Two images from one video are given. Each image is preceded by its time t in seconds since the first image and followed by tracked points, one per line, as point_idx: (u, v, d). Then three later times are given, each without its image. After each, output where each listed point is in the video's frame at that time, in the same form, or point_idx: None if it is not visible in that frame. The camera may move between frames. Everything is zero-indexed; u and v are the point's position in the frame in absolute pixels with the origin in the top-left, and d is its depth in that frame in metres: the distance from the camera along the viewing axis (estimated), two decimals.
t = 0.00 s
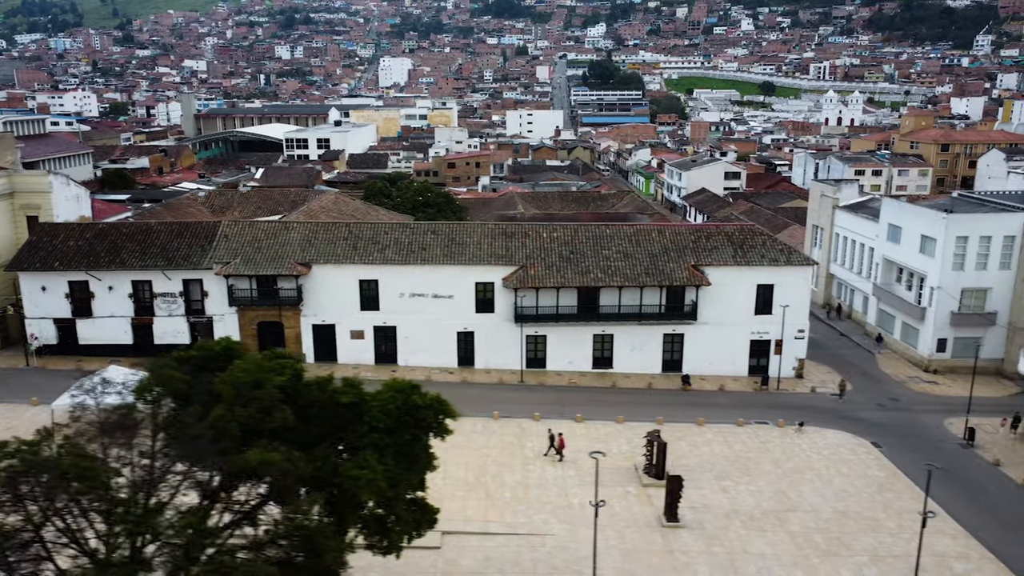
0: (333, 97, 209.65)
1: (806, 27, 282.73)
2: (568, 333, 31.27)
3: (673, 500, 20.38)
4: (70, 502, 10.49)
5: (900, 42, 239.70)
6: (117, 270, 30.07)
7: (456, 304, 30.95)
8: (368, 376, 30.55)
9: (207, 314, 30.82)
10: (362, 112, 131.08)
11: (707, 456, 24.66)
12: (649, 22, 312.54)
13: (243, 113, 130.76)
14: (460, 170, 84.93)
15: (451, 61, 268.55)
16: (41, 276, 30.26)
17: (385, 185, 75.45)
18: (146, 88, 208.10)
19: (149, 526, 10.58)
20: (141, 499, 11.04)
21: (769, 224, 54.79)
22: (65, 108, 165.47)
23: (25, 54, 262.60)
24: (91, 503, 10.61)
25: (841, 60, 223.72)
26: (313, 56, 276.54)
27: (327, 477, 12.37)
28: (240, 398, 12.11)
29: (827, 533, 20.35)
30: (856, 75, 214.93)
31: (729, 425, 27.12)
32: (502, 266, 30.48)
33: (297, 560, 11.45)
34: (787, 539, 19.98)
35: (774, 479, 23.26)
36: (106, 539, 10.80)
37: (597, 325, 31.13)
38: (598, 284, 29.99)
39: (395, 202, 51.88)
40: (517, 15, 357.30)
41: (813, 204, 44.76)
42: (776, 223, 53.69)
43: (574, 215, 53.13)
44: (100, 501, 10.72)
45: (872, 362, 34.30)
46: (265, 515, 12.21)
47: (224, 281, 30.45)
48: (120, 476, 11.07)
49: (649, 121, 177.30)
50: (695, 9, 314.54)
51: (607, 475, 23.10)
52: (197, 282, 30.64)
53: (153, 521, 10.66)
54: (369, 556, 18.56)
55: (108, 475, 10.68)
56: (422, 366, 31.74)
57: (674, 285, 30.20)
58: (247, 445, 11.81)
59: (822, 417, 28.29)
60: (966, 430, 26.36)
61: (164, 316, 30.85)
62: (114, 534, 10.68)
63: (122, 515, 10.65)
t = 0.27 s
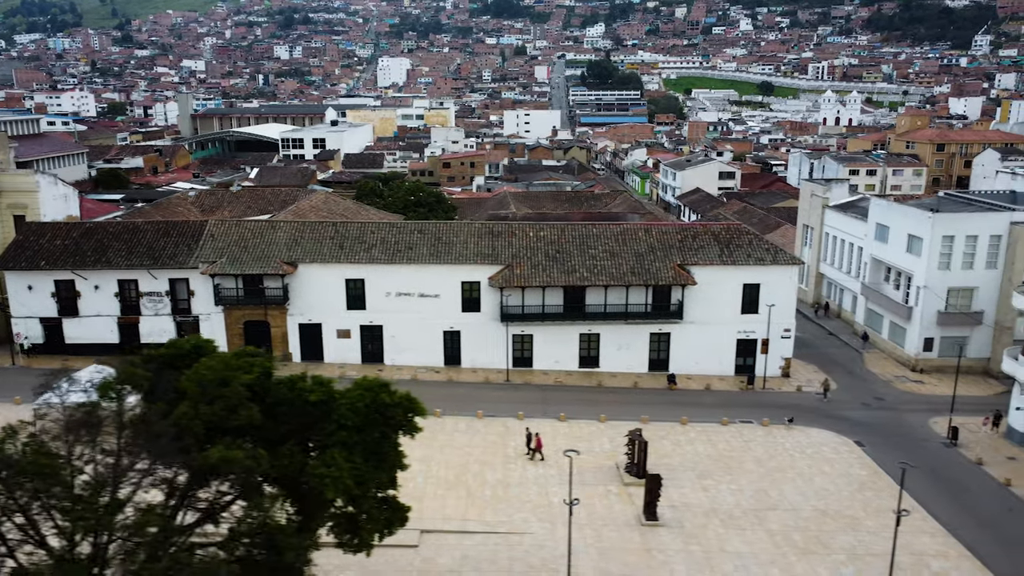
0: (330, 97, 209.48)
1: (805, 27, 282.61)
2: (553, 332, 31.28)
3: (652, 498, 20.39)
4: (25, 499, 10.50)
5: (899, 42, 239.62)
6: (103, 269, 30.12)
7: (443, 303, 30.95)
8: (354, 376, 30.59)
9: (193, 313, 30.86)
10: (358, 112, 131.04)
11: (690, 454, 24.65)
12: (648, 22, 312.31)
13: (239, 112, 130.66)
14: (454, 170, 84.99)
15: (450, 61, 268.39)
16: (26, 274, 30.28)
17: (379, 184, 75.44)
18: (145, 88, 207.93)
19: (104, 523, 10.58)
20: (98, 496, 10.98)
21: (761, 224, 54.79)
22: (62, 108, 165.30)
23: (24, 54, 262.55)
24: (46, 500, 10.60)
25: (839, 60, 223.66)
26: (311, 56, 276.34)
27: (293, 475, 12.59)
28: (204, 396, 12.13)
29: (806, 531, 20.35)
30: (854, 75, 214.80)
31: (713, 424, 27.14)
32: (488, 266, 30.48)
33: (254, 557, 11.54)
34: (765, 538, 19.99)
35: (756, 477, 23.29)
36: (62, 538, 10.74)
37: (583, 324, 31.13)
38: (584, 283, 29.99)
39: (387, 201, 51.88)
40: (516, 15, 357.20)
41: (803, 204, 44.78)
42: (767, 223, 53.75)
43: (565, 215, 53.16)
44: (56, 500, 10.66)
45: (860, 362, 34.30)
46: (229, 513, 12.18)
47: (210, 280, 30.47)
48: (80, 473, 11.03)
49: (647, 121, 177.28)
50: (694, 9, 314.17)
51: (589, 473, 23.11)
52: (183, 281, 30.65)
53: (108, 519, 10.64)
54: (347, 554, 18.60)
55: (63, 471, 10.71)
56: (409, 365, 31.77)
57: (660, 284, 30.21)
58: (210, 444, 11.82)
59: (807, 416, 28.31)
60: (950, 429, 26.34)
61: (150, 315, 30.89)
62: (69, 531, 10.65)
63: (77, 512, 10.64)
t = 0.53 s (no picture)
0: (328, 97, 209.29)
1: (803, 27, 282.48)
2: (539, 331, 31.29)
3: (631, 497, 20.40)
4: None
5: (897, 41, 239.55)
6: (89, 268, 30.16)
7: (429, 302, 30.97)
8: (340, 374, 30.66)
9: (179, 312, 30.89)
10: (355, 112, 130.97)
11: (671, 453, 24.68)
12: (647, 22, 312.00)
13: (235, 112, 130.56)
14: (449, 169, 85.02)
15: (448, 61, 268.20)
16: (12, 273, 30.32)
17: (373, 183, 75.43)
18: (143, 88, 207.60)
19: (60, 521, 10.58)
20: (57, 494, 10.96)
21: (753, 224, 54.79)
22: (59, 108, 165.14)
23: (23, 54, 262.37)
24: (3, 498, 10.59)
25: (838, 60, 223.53)
26: (310, 56, 276.06)
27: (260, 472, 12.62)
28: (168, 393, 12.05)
29: (783, 530, 20.37)
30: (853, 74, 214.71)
31: (697, 423, 27.18)
32: (474, 265, 30.51)
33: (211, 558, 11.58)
34: (743, 536, 20.01)
35: (737, 476, 23.31)
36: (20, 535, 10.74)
37: (569, 322, 31.16)
38: (569, 281, 30.02)
39: (378, 200, 51.86)
40: (515, 15, 357.08)
41: (792, 203, 44.79)
42: (759, 223, 53.80)
43: (557, 214, 53.18)
44: (14, 498, 10.65)
45: (847, 361, 34.32)
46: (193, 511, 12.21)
47: (196, 279, 30.49)
48: (40, 470, 11.01)
49: (645, 121, 177.13)
50: (693, 9, 313.93)
51: (570, 472, 23.13)
52: (169, 280, 30.70)
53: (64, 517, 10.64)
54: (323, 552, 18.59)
55: (21, 469, 10.68)
56: (395, 364, 31.79)
57: (645, 283, 30.23)
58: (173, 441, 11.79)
59: (792, 415, 28.33)
60: (933, 428, 26.33)
61: (136, 314, 30.93)
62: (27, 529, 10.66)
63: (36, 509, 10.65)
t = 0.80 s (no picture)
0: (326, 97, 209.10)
1: (802, 27, 282.38)
2: (525, 330, 31.29)
3: (610, 495, 20.40)
4: None
5: (896, 41, 239.50)
6: (75, 268, 30.18)
7: (415, 301, 30.98)
8: (326, 373, 30.70)
9: (165, 311, 30.92)
10: (352, 112, 130.91)
11: (654, 452, 24.70)
12: (645, 22, 311.83)
13: (232, 112, 130.49)
14: (444, 169, 84.95)
15: (447, 61, 268.01)
16: None
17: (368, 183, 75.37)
18: (141, 88, 207.36)
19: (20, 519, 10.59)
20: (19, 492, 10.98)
21: (745, 223, 54.75)
22: (57, 108, 165.02)
23: (22, 54, 262.19)
24: None
25: (836, 60, 223.36)
26: (309, 56, 275.86)
27: (226, 470, 12.69)
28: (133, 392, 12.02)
29: (762, 528, 20.39)
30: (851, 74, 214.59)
31: (681, 422, 27.19)
32: (460, 264, 30.52)
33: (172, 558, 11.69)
34: (721, 535, 20.03)
35: (718, 475, 23.33)
36: None
37: (555, 322, 31.17)
38: (555, 281, 30.03)
39: (369, 200, 51.84)
40: (514, 15, 357.04)
41: (783, 203, 44.78)
42: (750, 223, 53.82)
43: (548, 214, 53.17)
44: None
45: (835, 360, 34.32)
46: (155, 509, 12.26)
47: (182, 278, 30.51)
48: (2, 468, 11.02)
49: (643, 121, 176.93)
50: (692, 9, 313.52)
51: (551, 471, 23.15)
52: (155, 279, 30.72)
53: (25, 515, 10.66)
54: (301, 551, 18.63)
55: None
56: (381, 363, 31.81)
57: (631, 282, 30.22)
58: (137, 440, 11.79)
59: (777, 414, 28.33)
60: (916, 427, 26.37)
61: (122, 313, 30.96)
62: None
63: None
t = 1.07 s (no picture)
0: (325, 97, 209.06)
1: (800, 27, 282.30)
2: (512, 330, 31.31)
3: (589, 495, 20.38)
4: None
5: (894, 41, 239.43)
6: (61, 268, 30.20)
7: (401, 301, 30.99)
8: (312, 374, 30.71)
9: (151, 311, 30.96)
10: (348, 112, 130.92)
11: (637, 452, 24.68)
12: (644, 22, 311.77)
13: (229, 112, 130.54)
14: (439, 169, 84.94)
15: (446, 61, 267.90)
16: None
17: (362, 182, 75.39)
18: (140, 88, 207.41)
19: None
20: None
21: (737, 223, 54.76)
22: (55, 108, 165.05)
23: (21, 54, 262.19)
24: None
25: (834, 60, 223.19)
26: (308, 56, 275.82)
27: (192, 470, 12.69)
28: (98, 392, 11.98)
29: (741, 528, 20.40)
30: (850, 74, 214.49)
31: (665, 422, 27.21)
32: (446, 264, 30.52)
33: (131, 559, 11.67)
34: (699, 534, 20.03)
35: (700, 475, 23.34)
36: None
37: (542, 322, 31.18)
38: (541, 281, 30.04)
39: (361, 200, 51.82)
40: (513, 15, 357.00)
41: (774, 202, 44.79)
42: (742, 223, 53.87)
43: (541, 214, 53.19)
44: None
45: (822, 360, 34.33)
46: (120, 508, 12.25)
47: (168, 278, 30.53)
48: None
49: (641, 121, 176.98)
50: (690, 9, 313.42)
51: (533, 471, 23.15)
52: (141, 279, 30.75)
53: None
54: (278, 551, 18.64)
55: None
56: (368, 363, 31.82)
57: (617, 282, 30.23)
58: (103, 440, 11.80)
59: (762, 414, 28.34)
60: (900, 426, 26.36)
61: (109, 313, 31.00)
62: None
63: None
